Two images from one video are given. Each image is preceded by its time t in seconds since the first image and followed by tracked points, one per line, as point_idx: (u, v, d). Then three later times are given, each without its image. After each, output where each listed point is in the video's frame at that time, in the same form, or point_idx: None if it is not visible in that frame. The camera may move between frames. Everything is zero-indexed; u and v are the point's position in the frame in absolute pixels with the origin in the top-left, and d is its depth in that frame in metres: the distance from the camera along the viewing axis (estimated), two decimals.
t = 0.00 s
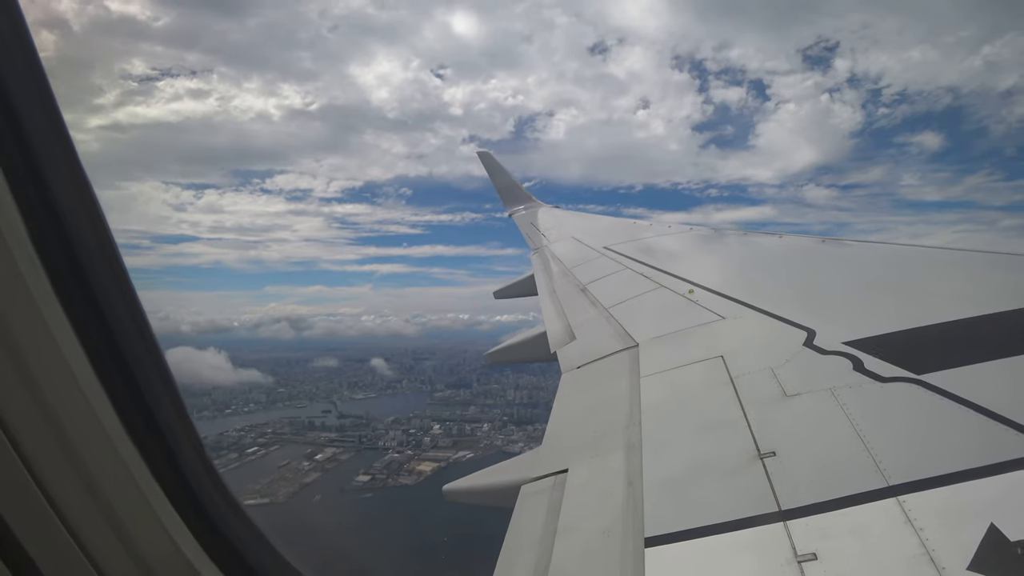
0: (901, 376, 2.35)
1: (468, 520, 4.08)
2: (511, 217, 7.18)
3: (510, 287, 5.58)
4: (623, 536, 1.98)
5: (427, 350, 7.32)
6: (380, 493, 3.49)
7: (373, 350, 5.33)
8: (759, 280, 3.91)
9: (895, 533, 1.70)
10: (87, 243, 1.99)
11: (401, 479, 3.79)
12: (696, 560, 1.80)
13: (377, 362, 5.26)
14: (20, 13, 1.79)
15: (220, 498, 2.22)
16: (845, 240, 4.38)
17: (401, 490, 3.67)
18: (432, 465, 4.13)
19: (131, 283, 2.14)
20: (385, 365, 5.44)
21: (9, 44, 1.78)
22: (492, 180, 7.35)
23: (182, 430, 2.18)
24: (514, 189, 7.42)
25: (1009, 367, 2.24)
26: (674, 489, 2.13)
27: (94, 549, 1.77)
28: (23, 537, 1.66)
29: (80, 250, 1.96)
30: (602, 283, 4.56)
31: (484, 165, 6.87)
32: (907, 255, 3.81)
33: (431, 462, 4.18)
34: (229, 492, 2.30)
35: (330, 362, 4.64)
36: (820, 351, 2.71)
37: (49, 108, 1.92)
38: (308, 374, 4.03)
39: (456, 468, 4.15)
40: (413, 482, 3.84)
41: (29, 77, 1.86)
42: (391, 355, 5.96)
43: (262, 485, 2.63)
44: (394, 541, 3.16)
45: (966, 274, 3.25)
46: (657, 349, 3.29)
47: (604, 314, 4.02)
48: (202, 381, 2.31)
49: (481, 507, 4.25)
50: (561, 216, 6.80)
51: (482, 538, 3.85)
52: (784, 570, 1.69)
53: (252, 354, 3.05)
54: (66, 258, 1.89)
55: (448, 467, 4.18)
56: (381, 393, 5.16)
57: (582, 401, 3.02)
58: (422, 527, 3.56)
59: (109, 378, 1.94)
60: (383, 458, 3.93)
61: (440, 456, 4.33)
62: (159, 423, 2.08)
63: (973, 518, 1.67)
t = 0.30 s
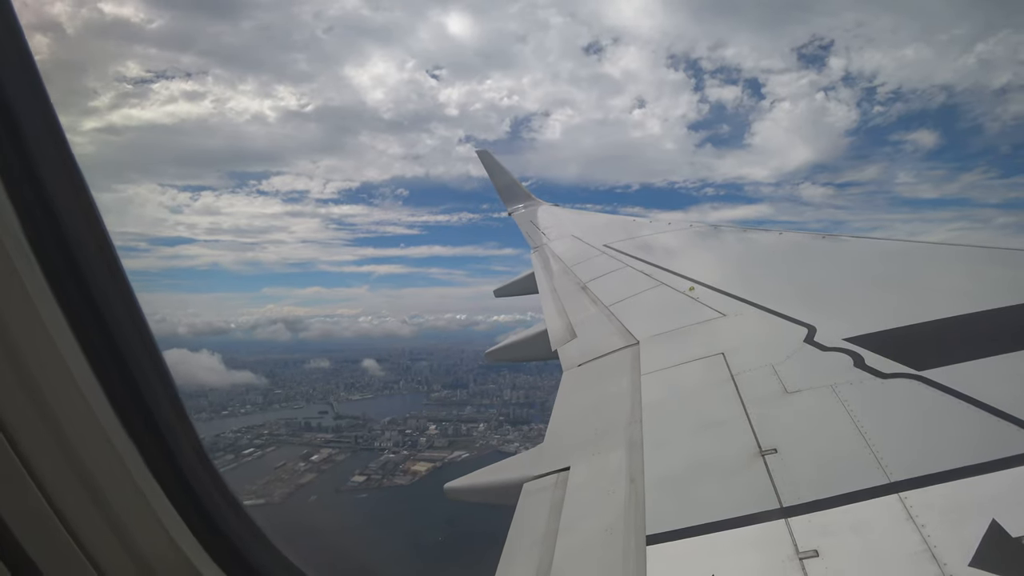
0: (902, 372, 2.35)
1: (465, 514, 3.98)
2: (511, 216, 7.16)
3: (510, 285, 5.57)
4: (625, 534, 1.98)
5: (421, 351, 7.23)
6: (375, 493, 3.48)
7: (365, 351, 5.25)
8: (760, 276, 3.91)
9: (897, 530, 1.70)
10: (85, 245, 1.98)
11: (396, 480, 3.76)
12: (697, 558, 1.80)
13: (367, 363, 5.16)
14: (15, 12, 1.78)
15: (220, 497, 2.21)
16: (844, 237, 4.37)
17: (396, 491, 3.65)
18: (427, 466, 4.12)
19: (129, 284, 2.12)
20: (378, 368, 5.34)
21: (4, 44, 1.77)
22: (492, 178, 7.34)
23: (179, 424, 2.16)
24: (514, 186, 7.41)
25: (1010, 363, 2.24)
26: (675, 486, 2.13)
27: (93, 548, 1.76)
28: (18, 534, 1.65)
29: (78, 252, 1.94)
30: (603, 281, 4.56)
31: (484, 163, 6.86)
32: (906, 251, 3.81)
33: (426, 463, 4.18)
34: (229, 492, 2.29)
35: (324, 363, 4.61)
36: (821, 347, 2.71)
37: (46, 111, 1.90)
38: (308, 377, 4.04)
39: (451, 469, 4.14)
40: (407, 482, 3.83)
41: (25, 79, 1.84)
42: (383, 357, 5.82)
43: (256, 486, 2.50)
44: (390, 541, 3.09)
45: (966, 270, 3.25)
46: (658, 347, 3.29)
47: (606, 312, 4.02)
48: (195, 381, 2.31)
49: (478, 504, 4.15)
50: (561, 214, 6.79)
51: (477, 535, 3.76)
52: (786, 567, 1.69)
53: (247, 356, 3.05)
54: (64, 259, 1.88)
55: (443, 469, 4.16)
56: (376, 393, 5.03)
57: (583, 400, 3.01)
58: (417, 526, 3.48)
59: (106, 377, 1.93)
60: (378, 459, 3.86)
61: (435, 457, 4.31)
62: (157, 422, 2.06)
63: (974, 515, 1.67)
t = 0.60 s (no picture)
0: (899, 370, 2.37)
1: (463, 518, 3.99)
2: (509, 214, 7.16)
3: (509, 284, 5.57)
4: (624, 532, 1.98)
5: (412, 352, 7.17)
6: (368, 493, 3.47)
7: (352, 352, 5.07)
8: (757, 273, 3.91)
9: (893, 527, 1.71)
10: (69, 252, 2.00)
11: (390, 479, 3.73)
12: (696, 555, 1.80)
13: (358, 364, 4.96)
14: None
15: (202, 497, 2.23)
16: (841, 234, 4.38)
17: (389, 491, 3.59)
18: (420, 467, 4.05)
19: (110, 288, 2.16)
20: (371, 368, 5.26)
21: None
22: (490, 176, 7.34)
23: (159, 420, 2.20)
24: (512, 185, 7.42)
25: (1007, 360, 2.25)
26: (673, 484, 2.13)
27: (69, 550, 1.75)
28: None
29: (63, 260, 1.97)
30: (600, 279, 4.56)
31: (482, 162, 6.86)
32: (903, 249, 3.82)
33: (419, 463, 4.11)
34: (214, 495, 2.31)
35: (311, 363, 4.37)
36: (818, 345, 2.72)
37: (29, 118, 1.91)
38: (303, 377, 4.02)
39: (444, 471, 4.04)
40: (400, 483, 3.76)
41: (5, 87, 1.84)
42: (381, 357, 5.86)
43: (246, 489, 2.60)
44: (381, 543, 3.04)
45: (962, 267, 3.27)
46: (656, 345, 3.29)
47: (604, 310, 4.02)
48: (184, 385, 2.33)
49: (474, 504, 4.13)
50: (558, 213, 6.79)
51: (472, 540, 3.76)
52: (783, 564, 1.69)
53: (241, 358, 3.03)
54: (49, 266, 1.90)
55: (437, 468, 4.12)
56: (371, 394, 5.07)
57: (581, 398, 3.01)
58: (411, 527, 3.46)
59: (88, 381, 1.94)
60: (372, 459, 3.88)
61: (427, 458, 4.24)
62: (138, 425, 2.09)
63: (970, 511, 1.68)
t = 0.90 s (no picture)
0: (891, 370, 2.38)
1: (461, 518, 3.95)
2: (505, 214, 7.16)
3: (504, 283, 5.56)
4: (618, 531, 1.98)
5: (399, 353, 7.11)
6: (357, 493, 3.47)
7: (339, 351, 4.95)
8: (752, 273, 3.93)
9: (885, 527, 1.72)
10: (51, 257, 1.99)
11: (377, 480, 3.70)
12: (690, 554, 1.80)
13: (342, 364, 4.83)
14: None
15: (187, 498, 2.21)
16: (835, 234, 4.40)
17: (376, 492, 3.57)
18: (409, 467, 4.04)
19: (92, 290, 2.13)
20: (359, 372, 5.18)
21: None
22: (485, 176, 7.33)
23: (144, 425, 2.16)
24: (507, 184, 7.41)
25: (998, 361, 2.27)
26: (667, 484, 2.14)
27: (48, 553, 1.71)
28: None
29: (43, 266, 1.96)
30: (595, 279, 4.56)
31: (477, 161, 6.85)
32: (895, 248, 3.85)
33: (408, 464, 4.09)
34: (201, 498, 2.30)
35: (298, 362, 4.23)
36: (812, 345, 2.73)
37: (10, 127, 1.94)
38: (293, 377, 3.98)
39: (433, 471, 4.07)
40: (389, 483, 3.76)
41: None
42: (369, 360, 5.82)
43: (237, 489, 2.54)
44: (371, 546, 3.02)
45: (953, 267, 3.29)
46: (652, 344, 3.30)
47: (599, 310, 4.02)
48: (172, 385, 2.27)
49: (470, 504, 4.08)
50: (554, 212, 6.79)
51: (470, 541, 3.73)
52: (777, 564, 1.70)
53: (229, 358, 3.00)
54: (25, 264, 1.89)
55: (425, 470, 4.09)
56: (362, 394, 5.04)
57: (576, 397, 3.02)
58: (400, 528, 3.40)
59: (70, 384, 1.92)
60: (360, 461, 3.86)
61: (416, 458, 4.23)
62: (123, 428, 2.06)
63: (962, 511, 1.69)
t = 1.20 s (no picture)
0: (893, 371, 2.38)
1: (461, 515, 3.93)
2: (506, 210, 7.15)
3: (506, 281, 5.55)
4: (619, 529, 1.98)
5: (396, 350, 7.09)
6: (351, 491, 3.47)
7: (332, 349, 4.92)
8: (753, 271, 3.92)
9: (885, 528, 1.72)
10: (59, 251, 2.02)
11: (370, 477, 3.70)
12: (690, 553, 1.80)
13: (334, 362, 4.82)
14: None
15: (192, 493, 2.22)
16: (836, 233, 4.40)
17: (370, 490, 3.57)
18: (403, 463, 4.04)
19: (103, 285, 2.15)
20: (355, 370, 5.27)
21: None
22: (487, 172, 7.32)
23: (150, 419, 2.19)
24: (509, 181, 7.40)
25: (999, 364, 2.27)
26: (666, 483, 2.14)
27: (57, 553, 1.72)
28: None
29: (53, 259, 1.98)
30: (596, 277, 4.55)
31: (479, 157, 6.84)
32: (898, 249, 3.84)
33: (401, 460, 4.09)
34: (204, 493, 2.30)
35: (290, 359, 4.31)
36: (813, 345, 2.73)
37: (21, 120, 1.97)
38: (287, 373, 4.02)
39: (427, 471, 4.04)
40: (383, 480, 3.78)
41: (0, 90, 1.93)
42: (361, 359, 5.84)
43: (230, 484, 2.55)
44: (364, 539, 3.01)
45: (955, 268, 3.29)
46: (653, 343, 3.30)
47: (599, 308, 4.02)
48: (166, 380, 2.32)
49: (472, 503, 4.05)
50: (555, 210, 6.78)
51: (470, 538, 3.70)
52: (776, 565, 1.69)
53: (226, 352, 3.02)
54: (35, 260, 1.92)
55: (418, 467, 4.08)
56: (357, 391, 5.09)
57: (576, 395, 3.02)
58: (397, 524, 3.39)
59: (77, 380, 1.95)
60: (354, 457, 3.86)
61: (411, 455, 4.21)
62: (129, 422, 2.09)
63: (963, 513, 1.69)
